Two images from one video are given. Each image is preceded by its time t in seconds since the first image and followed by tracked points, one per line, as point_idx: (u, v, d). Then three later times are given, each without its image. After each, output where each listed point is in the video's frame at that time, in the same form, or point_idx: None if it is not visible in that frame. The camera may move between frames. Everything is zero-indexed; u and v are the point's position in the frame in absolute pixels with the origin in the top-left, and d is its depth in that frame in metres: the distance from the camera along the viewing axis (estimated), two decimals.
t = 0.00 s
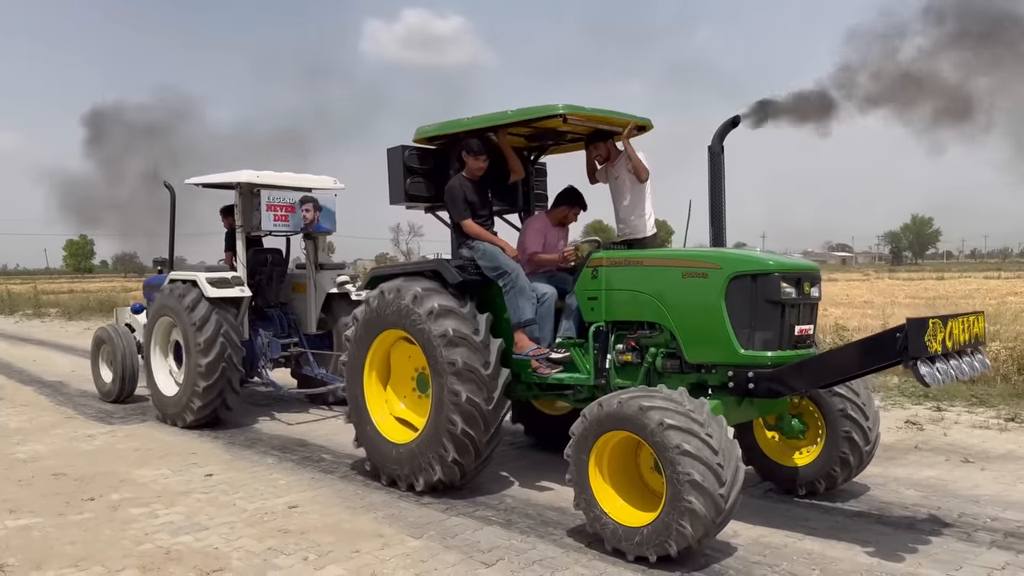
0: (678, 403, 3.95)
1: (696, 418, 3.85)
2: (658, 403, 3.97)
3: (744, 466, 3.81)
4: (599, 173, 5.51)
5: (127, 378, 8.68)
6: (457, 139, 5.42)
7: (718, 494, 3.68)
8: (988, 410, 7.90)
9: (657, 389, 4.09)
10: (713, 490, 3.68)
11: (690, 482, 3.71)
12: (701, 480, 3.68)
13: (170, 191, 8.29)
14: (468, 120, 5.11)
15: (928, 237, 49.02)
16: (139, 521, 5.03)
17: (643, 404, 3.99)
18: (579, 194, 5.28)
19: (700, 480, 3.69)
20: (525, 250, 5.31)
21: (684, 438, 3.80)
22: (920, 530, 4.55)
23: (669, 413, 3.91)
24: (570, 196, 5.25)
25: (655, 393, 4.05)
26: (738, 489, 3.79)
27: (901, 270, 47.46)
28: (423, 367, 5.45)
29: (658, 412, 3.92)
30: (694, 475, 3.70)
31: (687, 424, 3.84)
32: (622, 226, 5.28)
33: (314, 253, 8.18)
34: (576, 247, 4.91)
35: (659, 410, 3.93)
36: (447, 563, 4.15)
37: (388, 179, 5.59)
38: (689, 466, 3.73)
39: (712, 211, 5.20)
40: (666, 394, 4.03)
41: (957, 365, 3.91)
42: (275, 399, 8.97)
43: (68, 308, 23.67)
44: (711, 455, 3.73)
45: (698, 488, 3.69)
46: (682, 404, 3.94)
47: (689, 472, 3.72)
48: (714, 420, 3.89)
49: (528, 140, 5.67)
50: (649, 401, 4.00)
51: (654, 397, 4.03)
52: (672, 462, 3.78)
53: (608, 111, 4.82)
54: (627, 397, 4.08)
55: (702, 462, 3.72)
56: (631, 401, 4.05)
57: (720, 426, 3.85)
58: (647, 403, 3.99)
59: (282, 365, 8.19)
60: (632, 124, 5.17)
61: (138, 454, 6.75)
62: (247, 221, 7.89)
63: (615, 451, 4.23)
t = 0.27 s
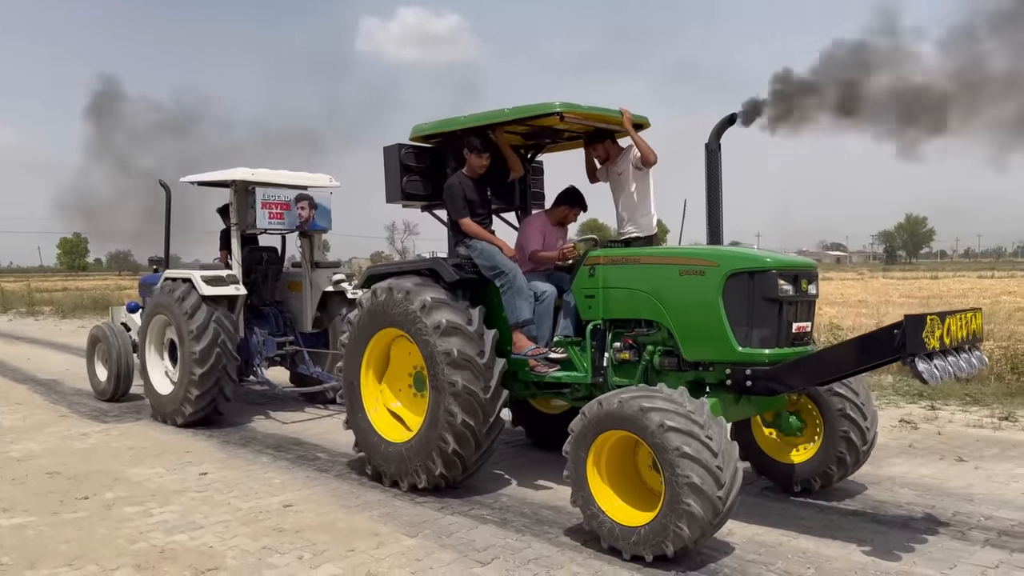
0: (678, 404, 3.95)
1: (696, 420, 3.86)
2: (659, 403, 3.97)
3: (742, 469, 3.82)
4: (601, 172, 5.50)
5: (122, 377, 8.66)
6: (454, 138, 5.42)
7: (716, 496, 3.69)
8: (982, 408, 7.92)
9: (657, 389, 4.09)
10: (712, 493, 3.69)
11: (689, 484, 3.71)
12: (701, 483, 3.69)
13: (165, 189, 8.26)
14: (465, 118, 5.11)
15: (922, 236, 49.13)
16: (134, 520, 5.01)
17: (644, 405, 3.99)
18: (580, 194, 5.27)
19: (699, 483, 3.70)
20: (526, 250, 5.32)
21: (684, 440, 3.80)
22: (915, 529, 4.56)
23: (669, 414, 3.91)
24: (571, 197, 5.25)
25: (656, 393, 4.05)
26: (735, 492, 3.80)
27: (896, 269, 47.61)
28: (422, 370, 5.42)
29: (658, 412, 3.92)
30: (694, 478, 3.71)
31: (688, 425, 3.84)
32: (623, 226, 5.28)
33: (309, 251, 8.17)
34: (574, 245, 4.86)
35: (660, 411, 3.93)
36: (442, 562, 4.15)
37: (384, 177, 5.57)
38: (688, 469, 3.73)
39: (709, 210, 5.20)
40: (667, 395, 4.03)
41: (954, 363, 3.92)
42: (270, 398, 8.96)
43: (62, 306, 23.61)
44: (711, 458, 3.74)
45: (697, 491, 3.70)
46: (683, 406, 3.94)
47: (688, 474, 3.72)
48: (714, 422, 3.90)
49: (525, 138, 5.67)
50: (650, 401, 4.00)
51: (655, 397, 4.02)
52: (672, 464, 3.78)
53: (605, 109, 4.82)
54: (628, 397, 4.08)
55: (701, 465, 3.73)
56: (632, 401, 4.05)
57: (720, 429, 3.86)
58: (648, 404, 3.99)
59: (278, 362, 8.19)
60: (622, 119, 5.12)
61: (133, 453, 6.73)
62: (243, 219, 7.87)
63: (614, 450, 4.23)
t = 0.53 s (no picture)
0: (679, 404, 3.95)
1: (696, 420, 3.86)
2: (659, 403, 3.97)
3: (741, 469, 3.83)
4: (604, 172, 5.52)
5: (116, 377, 8.63)
6: (452, 137, 5.43)
7: (715, 497, 3.70)
8: (975, 410, 7.95)
9: (657, 388, 4.09)
10: (711, 493, 3.69)
11: (689, 484, 3.72)
12: (700, 483, 3.69)
13: (161, 188, 8.24)
14: (462, 117, 5.10)
15: (916, 238, 49.30)
16: (128, 520, 5.00)
17: (644, 404, 3.98)
18: (578, 196, 5.29)
19: (699, 484, 3.70)
20: (522, 251, 5.31)
21: (684, 440, 3.80)
22: (908, 529, 4.58)
23: (669, 414, 3.91)
24: (570, 198, 5.26)
25: (656, 392, 4.05)
26: (734, 492, 3.81)
27: (889, 271, 47.74)
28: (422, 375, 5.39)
29: (659, 412, 3.92)
30: (693, 477, 3.71)
31: (688, 425, 3.85)
32: (625, 227, 5.28)
33: (306, 251, 8.16)
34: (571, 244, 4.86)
35: (660, 410, 3.93)
36: (437, 562, 4.15)
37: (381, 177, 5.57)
38: (688, 469, 3.74)
39: (706, 209, 5.21)
40: (666, 394, 4.03)
41: (952, 358, 3.93)
42: (265, 398, 8.95)
43: (56, 305, 23.55)
44: (711, 458, 3.75)
45: (697, 491, 3.70)
46: (683, 406, 3.94)
47: (688, 474, 3.73)
48: (713, 421, 3.91)
49: (521, 137, 5.68)
50: (650, 401, 4.00)
51: (655, 396, 4.02)
52: (672, 463, 3.78)
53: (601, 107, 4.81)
54: (628, 396, 4.08)
55: (701, 464, 3.73)
56: (632, 401, 4.05)
57: (719, 428, 3.87)
58: (648, 403, 3.99)
59: (274, 362, 8.19)
60: (618, 118, 5.10)
61: (127, 452, 6.72)
62: (239, 218, 7.86)
63: (612, 449, 4.23)
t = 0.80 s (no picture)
0: (677, 405, 3.96)
1: (694, 421, 3.87)
2: (657, 404, 3.98)
3: (739, 470, 3.84)
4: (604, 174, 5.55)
5: (110, 378, 8.61)
6: (448, 139, 5.43)
7: (714, 497, 3.71)
8: (968, 413, 7.98)
9: (655, 389, 4.10)
10: (710, 494, 3.70)
11: (687, 485, 3.72)
12: (699, 484, 3.70)
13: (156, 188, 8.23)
14: (459, 119, 5.10)
15: (910, 241, 49.43)
16: (122, 521, 4.99)
17: (643, 405, 3.99)
18: (572, 197, 5.30)
19: (697, 485, 3.71)
20: (519, 252, 5.32)
21: (682, 441, 3.81)
22: (902, 532, 4.59)
23: (668, 415, 3.92)
24: (565, 199, 5.28)
25: (654, 393, 4.05)
26: (732, 493, 3.81)
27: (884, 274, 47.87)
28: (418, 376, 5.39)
29: (657, 413, 3.93)
30: (692, 478, 3.72)
31: (686, 426, 3.85)
32: (624, 229, 5.29)
33: (302, 252, 8.15)
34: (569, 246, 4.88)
35: (659, 411, 3.94)
36: (432, 564, 4.15)
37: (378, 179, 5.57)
38: (687, 470, 3.74)
39: (702, 211, 5.23)
40: (665, 395, 4.04)
41: (949, 358, 3.94)
42: (259, 399, 8.93)
43: (49, 305, 23.47)
44: (709, 459, 3.75)
45: (695, 492, 3.71)
46: (682, 407, 3.95)
47: (686, 475, 3.73)
48: (711, 422, 3.92)
49: (517, 139, 5.68)
50: (648, 402, 4.01)
51: (653, 397, 4.03)
52: (670, 464, 3.79)
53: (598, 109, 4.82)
54: (626, 397, 4.09)
55: (699, 465, 3.74)
56: (630, 402, 4.06)
57: (718, 429, 3.87)
58: (646, 404, 3.99)
59: (269, 364, 8.19)
60: (616, 120, 5.12)
61: (120, 453, 6.70)
62: (235, 219, 7.85)
63: (611, 450, 4.24)
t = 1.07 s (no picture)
0: (675, 407, 3.96)
1: (693, 423, 3.88)
2: (655, 406, 3.99)
3: (737, 473, 3.84)
4: (604, 175, 5.55)
5: (105, 379, 8.59)
6: (447, 140, 5.43)
7: (712, 500, 3.71)
8: (963, 415, 8.00)
9: (654, 391, 4.11)
10: (708, 496, 3.70)
11: (686, 487, 3.73)
12: (697, 487, 3.70)
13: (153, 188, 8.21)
14: (457, 120, 5.11)
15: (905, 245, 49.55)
16: (116, 522, 4.98)
17: (641, 407, 4.00)
18: (570, 198, 5.31)
19: (696, 487, 3.71)
20: (516, 252, 5.32)
21: (681, 444, 3.81)
22: (896, 534, 4.60)
23: (666, 417, 3.92)
24: (562, 200, 5.28)
25: (653, 396, 4.06)
26: (730, 496, 3.82)
27: (879, 277, 47.99)
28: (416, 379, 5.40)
29: (656, 415, 3.93)
30: (691, 481, 3.72)
31: (685, 429, 3.86)
32: (622, 230, 5.30)
33: (298, 253, 8.14)
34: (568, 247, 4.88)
35: (657, 413, 3.94)
36: (427, 565, 4.14)
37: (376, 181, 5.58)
38: (685, 473, 3.74)
39: (701, 213, 5.24)
40: (663, 397, 4.05)
41: (947, 361, 3.95)
42: (254, 400, 8.92)
43: (44, 306, 23.41)
44: (708, 461, 3.76)
45: (694, 495, 3.71)
46: (680, 409, 3.96)
47: (685, 477, 3.73)
48: (710, 424, 3.92)
49: (516, 141, 5.69)
50: (647, 404, 4.01)
51: (652, 400, 4.04)
52: (669, 467, 3.79)
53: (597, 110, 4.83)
54: (624, 400, 4.09)
55: (698, 468, 3.74)
56: (629, 404, 4.06)
57: (716, 432, 3.88)
58: (645, 406, 4.00)
59: (265, 365, 8.18)
60: (614, 122, 5.13)
61: (115, 454, 6.68)
62: (232, 220, 7.84)
63: (609, 453, 4.25)
